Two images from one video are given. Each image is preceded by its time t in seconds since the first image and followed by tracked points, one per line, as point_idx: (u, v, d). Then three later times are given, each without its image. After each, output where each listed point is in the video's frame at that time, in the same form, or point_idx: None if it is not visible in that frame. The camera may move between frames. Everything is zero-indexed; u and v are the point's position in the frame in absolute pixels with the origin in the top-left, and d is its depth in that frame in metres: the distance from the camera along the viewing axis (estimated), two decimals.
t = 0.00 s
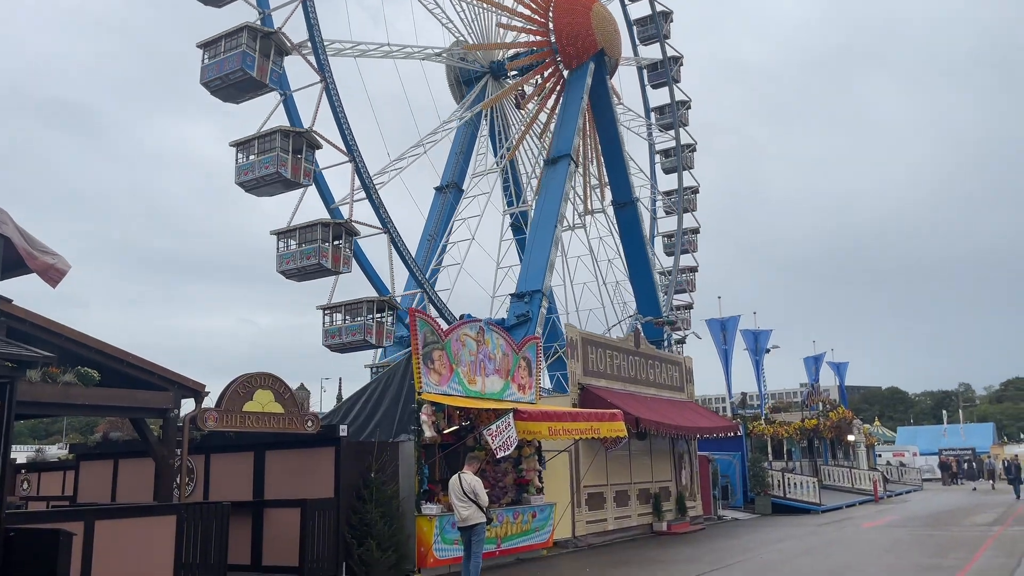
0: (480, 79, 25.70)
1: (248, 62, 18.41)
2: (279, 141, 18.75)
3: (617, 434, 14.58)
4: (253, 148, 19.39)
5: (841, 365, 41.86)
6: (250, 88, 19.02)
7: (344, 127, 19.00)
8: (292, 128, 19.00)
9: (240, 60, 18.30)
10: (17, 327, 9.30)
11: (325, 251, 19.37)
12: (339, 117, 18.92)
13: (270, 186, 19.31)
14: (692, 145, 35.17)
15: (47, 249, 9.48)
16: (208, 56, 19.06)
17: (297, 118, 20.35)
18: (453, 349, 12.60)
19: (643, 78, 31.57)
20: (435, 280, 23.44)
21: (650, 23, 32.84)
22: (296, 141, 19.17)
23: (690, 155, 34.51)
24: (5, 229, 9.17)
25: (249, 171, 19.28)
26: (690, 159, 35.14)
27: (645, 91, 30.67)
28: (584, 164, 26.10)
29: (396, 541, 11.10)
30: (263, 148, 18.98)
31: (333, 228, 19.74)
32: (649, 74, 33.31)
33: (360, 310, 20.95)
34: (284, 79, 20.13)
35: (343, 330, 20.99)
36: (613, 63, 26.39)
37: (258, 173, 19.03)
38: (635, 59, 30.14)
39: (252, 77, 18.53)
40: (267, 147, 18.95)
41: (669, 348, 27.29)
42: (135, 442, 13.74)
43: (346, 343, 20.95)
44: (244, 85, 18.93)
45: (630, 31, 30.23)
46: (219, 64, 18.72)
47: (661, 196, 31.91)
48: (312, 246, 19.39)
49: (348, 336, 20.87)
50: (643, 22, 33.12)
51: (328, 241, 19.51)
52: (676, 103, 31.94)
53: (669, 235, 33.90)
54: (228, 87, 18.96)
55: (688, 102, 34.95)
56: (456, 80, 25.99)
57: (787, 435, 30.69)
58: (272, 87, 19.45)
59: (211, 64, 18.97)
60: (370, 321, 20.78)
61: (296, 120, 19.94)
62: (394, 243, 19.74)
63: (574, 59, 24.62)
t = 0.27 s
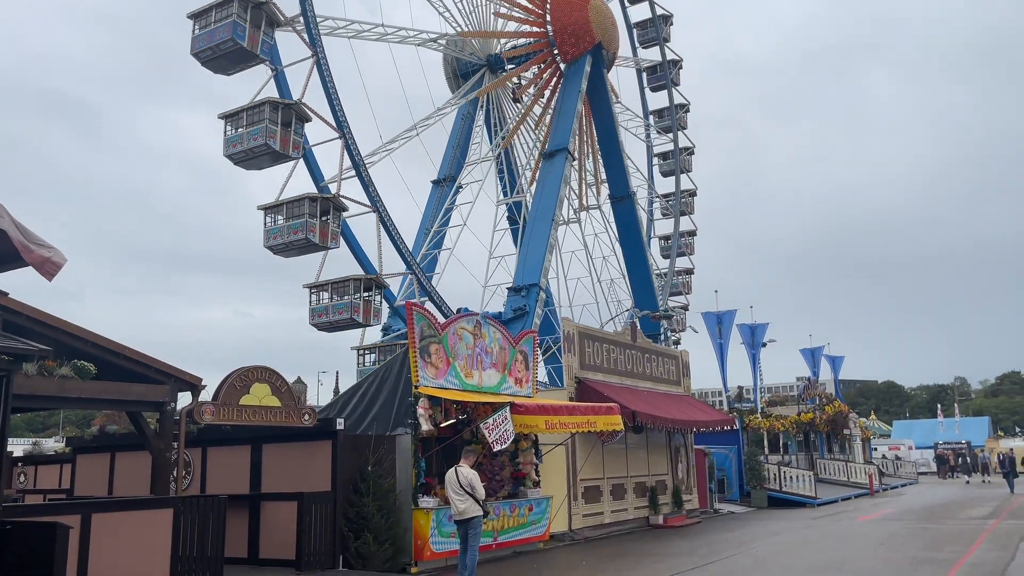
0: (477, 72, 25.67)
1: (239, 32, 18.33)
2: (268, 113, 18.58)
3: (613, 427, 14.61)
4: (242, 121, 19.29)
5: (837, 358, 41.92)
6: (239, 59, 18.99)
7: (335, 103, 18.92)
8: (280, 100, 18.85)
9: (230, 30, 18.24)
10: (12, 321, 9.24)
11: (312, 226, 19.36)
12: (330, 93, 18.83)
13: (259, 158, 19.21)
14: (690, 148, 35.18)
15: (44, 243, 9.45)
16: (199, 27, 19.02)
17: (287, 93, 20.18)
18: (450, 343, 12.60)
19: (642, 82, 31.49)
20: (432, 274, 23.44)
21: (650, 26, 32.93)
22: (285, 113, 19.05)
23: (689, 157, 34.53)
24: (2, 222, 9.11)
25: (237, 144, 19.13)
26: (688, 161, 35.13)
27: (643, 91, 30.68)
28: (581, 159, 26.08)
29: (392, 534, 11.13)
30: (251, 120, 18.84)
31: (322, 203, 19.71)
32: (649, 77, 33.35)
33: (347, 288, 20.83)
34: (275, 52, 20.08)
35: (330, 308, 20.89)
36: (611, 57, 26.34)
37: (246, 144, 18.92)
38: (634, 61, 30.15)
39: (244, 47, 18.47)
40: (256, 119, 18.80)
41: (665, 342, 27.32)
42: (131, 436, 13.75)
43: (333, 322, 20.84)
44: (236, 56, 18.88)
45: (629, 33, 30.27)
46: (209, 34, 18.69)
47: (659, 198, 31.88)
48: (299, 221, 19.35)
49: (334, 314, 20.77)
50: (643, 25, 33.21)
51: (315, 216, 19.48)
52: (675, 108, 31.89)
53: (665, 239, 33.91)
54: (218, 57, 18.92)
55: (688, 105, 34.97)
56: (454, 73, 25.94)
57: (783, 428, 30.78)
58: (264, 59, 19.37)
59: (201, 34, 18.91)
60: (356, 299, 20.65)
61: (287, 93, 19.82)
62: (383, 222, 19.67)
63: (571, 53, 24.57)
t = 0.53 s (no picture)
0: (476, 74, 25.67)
1: (232, 11, 18.25)
2: (259, 93, 18.47)
3: (611, 428, 14.61)
4: (231, 100, 19.08)
5: (835, 359, 41.94)
6: (232, 38, 18.93)
7: (326, 86, 18.87)
8: (271, 80, 18.75)
9: (223, 9, 18.14)
10: (10, 322, 9.21)
11: (301, 207, 19.38)
12: (322, 75, 18.77)
13: (249, 138, 19.13)
14: (689, 158, 35.25)
15: (42, 245, 9.43)
16: (193, 7, 18.95)
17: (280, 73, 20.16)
18: (448, 344, 12.59)
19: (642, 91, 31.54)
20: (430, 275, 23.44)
21: (650, 36, 33.08)
22: (276, 93, 18.96)
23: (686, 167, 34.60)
24: None
25: (227, 123, 19.02)
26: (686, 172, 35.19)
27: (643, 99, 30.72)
28: (579, 161, 26.10)
29: (390, 535, 11.11)
30: (241, 100, 18.71)
31: (310, 185, 19.74)
32: (648, 86, 33.45)
33: (334, 273, 20.71)
34: (268, 34, 20.06)
35: (318, 294, 20.86)
36: (609, 58, 26.36)
37: (237, 124, 18.81)
38: (635, 70, 30.20)
39: (237, 26, 18.45)
40: (246, 98, 18.69)
41: (663, 343, 27.34)
42: (128, 438, 13.74)
43: (322, 307, 20.82)
44: (229, 36, 18.86)
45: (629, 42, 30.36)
46: (202, 14, 18.61)
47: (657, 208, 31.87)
48: (288, 203, 19.35)
49: (323, 300, 20.74)
50: (643, 35, 33.35)
51: (304, 198, 19.52)
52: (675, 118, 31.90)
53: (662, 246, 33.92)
54: (212, 37, 18.90)
55: (686, 115, 35.09)
56: (452, 74, 25.95)
57: (781, 429, 30.79)
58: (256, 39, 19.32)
59: (194, 14, 18.82)
60: (344, 284, 20.63)
61: (277, 73, 19.75)
62: (372, 208, 19.65)
63: (569, 55, 24.59)
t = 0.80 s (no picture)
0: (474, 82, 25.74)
1: None
2: (252, 81, 18.52)
3: (612, 437, 14.59)
4: (225, 88, 19.11)
5: (835, 367, 41.92)
6: (229, 27, 18.97)
7: (320, 77, 18.91)
8: (265, 69, 18.83)
9: None
10: (9, 331, 9.21)
11: (292, 197, 19.39)
12: (316, 66, 18.82)
13: (242, 126, 19.12)
14: (689, 177, 35.39)
15: (42, 255, 9.44)
16: None
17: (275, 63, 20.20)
18: (448, 353, 12.59)
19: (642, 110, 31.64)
20: (429, 283, 23.45)
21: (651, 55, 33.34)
22: (269, 82, 19.02)
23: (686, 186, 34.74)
24: None
25: (220, 111, 19.04)
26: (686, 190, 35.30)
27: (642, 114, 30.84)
28: (578, 170, 26.16)
29: (390, 545, 11.09)
30: (234, 88, 18.75)
31: (301, 175, 19.63)
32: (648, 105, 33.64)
33: (324, 265, 20.75)
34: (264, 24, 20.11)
35: (307, 286, 20.85)
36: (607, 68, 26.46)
37: (229, 112, 18.82)
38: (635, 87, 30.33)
39: (233, 15, 18.47)
40: (238, 86, 18.72)
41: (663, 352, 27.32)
42: (127, 448, 13.72)
43: (310, 299, 20.80)
44: (226, 25, 18.91)
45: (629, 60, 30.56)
46: (199, 3, 18.74)
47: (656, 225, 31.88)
48: (279, 192, 19.37)
49: (312, 293, 20.73)
50: (645, 55, 33.61)
51: (295, 187, 19.49)
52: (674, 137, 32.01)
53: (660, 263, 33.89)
54: (209, 27, 18.92)
55: (687, 134, 35.30)
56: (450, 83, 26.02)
57: (782, 438, 30.76)
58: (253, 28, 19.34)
59: (191, 4, 18.95)
60: (333, 276, 20.66)
61: (272, 63, 19.78)
62: (364, 201, 19.69)
63: (567, 64, 24.70)
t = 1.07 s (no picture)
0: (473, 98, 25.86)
1: None
2: (246, 76, 18.60)
3: (613, 453, 14.53)
4: (219, 84, 19.14)
5: (836, 382, 41.85)
6: (228, 25, 19.09)
7: (317, 78, 19.01)
8: (260, 65, 18.91)
9: None
10: (9, 348, 9.20)
11: (284, 193, 19.40)
12: (312, 64, 18.92)
13: (237, 123, 19.13)
14: (689, 202, 35.52)
15: (43, 272, 9.46)
16: None
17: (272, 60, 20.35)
18: (448, 369, 12.58)
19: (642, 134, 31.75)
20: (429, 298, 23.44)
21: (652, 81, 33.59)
22: (264, 78, 19.11)
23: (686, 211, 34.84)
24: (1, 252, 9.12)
25: (214, 106, 19.08)
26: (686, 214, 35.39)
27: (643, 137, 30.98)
28: (577, 185, 26.23)
29: (391, 562, 11.02)
30: (229, 83, 18.80)
31: (294, 172, 19.68)
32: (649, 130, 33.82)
33: (315, 264, 20.69)
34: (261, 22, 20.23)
35: (298, 285, 20.81)
36: (606, 84, 26.60)
37: (224, 107, 18.83)
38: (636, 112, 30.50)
39: (232, 12, 18.60)
40: (232, 80, 18.78)
41: (664, 367, 27.25)
42: (125, 465, 13.69)
43: (302, 298, 20.78)
44: (225, 22, 19.02)
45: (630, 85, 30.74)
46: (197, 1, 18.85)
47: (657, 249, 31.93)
48: (271, 187, 19.39)
49: (303, 291, 20.70)
50: (647, 81, 33.86)
51: (287, 183, 19.51)
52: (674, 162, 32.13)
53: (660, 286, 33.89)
54: (209, 24, 19.03)
55: (688, 159, 35.49)
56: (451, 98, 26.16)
57: (784, 453, 30.64)
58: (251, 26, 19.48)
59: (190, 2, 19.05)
60: (325, 275, 20.65)
61: (270, 62, 19.92)
62: (356, 200, 19.71)
63: (567, 80, 24.84)
